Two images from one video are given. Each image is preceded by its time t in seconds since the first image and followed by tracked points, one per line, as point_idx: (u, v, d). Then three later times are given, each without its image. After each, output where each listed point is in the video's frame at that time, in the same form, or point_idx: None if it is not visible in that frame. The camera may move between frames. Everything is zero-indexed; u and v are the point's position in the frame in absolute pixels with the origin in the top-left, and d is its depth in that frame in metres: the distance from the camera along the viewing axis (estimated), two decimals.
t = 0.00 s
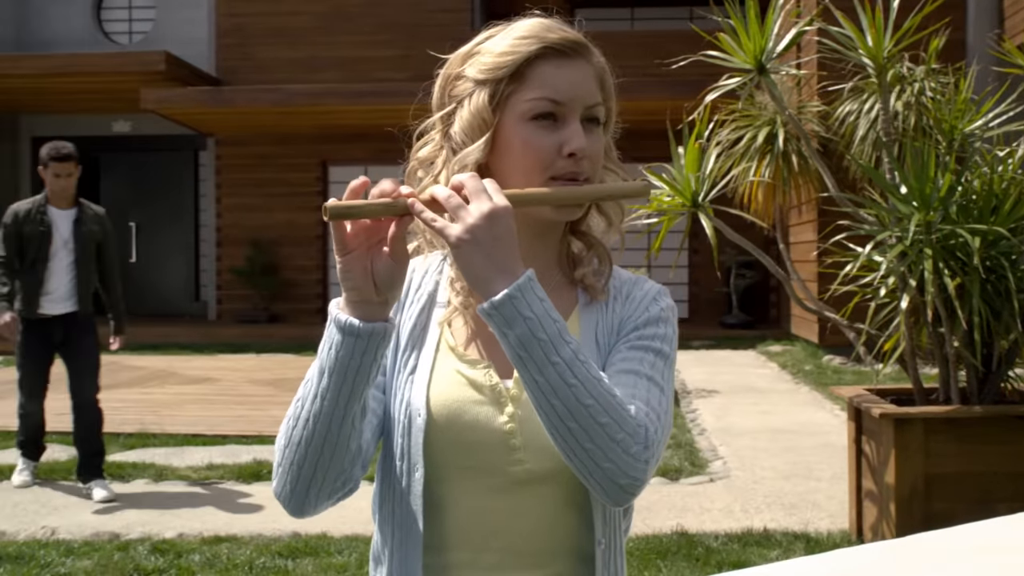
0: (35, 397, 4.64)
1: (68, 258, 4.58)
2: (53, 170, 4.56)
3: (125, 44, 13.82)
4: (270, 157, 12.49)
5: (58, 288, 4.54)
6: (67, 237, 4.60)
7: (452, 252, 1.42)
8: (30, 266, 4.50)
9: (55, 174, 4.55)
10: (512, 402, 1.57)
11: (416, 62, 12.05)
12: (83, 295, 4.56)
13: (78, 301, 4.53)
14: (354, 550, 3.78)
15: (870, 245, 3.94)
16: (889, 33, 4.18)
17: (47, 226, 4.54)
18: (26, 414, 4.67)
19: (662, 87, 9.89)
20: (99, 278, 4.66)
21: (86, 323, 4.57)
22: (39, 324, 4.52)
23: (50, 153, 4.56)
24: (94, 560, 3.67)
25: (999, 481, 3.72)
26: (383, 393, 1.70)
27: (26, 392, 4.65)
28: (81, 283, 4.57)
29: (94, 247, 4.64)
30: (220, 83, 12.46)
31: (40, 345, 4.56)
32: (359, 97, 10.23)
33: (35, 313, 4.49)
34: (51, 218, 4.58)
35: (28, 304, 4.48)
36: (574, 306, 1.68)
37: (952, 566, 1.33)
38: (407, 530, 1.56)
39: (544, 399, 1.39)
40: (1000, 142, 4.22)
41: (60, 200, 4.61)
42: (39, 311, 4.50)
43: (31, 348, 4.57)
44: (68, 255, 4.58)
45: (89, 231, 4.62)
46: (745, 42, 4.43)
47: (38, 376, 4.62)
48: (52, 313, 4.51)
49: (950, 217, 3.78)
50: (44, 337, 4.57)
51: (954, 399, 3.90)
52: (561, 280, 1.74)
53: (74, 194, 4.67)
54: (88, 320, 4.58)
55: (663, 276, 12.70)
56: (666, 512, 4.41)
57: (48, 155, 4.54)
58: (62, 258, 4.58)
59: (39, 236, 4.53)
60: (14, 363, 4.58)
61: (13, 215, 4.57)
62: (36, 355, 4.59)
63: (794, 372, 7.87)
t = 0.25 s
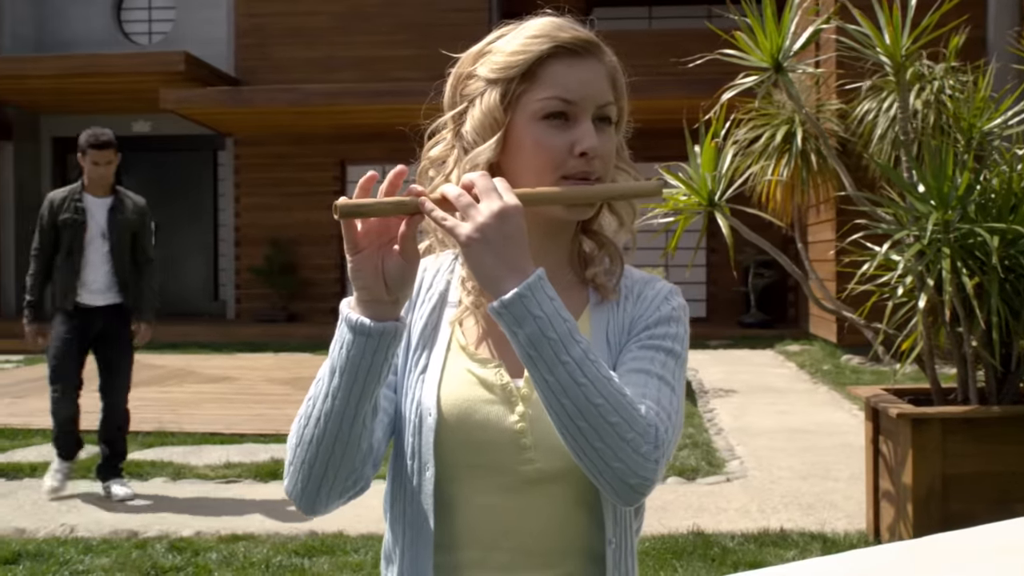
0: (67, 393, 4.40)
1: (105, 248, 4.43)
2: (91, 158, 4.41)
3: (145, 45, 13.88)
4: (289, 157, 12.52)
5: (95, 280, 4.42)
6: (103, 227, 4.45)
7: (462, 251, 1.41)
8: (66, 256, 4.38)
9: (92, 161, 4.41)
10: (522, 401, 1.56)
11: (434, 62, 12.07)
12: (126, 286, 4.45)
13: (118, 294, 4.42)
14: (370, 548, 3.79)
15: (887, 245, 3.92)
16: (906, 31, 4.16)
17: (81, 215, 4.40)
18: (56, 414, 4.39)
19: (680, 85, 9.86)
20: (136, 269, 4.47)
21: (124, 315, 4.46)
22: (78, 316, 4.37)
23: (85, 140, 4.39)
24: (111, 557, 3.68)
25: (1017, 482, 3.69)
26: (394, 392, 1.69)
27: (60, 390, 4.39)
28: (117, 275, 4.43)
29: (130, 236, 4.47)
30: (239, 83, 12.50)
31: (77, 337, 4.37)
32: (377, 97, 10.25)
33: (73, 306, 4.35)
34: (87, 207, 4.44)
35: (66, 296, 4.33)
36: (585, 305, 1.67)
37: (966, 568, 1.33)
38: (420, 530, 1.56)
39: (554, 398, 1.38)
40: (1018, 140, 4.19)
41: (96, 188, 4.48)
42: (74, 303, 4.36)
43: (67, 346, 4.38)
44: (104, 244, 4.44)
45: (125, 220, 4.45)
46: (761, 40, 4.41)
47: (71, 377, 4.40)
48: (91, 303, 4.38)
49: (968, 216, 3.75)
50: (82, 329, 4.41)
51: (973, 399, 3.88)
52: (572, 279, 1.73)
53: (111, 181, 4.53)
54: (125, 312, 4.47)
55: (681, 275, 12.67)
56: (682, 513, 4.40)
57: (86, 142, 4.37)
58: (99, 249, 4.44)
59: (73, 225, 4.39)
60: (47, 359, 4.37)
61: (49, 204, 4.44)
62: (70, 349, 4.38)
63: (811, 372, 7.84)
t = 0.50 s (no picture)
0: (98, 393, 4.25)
1: (121, 251, 4.36)
2: (101, 159, 4.35)
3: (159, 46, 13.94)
4: (303, 157, 12.55)
5: (112, 287, 4.34)
6: (118, 230, 4.38)
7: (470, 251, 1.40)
8: (80, 264, 4.31)
9: (103, 163, 4.35)
10: (529, 401, 1.56)
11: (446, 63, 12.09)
12: (140, 293, 4.34)
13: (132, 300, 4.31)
14: (380, 548, 3.79)
15: (899, 245, 3.90)
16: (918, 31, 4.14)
17: (94, 219, 4.32)
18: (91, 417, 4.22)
19: (692, 85, 9.85)
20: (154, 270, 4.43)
21: (144, 321, 4.38)
22: (98, 323, 4.27)
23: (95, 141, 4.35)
24: (123, 556, 3.69)
25: None
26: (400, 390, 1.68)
27: (91, 393, 4.23)
28: (135, 279, 4.34)
29: (146, 237, 4.42)
30: (253, 83, 12.54)
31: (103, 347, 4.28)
32: (389, 97, 10.27)
33: (91, 313, 4.25)
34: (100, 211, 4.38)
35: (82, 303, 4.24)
36: (593, 306, 1.66)
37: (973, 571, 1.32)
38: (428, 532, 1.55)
39: (561, 399, 1.37)
40: None
41: (109, 190, 4.41)
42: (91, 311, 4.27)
43: (95, 353, 4.27)
44: (121, 248, 4.36)
45: (140, 221, 4.40)
46: (773, 40, 4.40)
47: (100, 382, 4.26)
48: (109, 311, 4.28)
49: (981, 216, 3.73)
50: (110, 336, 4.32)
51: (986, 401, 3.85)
52: (580, 280, 1.72)
53: (124, 182, 4.46)
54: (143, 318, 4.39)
55: (694, 275, 12.65)
56: (693, 514, 4.39)
57: (95, 143, 4.33)
58: (114, 253, 4.37)
59: (87, 230, 4.31)
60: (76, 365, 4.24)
61: (62, 211, 4.37)
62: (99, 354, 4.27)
63: (824, 372, 7.82)
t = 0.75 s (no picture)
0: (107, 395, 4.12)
1: (125, 246, 4.27)
2: (95, 151, 4.25)
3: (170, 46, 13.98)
4: (314, 157, 12.57)
5: (118, 284, 4.25)
6: (121, 224, 4.28)
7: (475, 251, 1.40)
8: (83, 263, 4.21)
9: (97, 156, 4.24)
10: (535, 402, 1.55)
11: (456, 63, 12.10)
12: (149, 288, 4.25)
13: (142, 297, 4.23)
14: (388, 547, 3.80)
15: (908, 244, 3.89)
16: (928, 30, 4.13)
17: (96, 216, 4.22)
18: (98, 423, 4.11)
19: (701, 85, 9.84)
20: (162, 265, 4.33)
21: (156, 320, 4.30)
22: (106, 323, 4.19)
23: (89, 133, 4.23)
24: (133, 555, 3.70)
25: None
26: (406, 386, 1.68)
27: (98, 398, 4.11)
28: (142, 274, 4.25)
29: (151, 230, 4.31)
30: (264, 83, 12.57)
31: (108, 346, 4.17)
32: (400, 97, 10.29)
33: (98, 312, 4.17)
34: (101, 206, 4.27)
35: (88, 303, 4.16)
36: (599, 306, 1.66)
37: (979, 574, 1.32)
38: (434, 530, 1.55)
39: (567, 399, 1.37)
40: None
41: (109, 184, 4.30)
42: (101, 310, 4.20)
43: (100, 355, 4.15)
44: (124, 243, 4.27)
45: (143, 214, 4.29)
46: (782, 40, 4.40)
47: (108, 385, 4.14)
48: (117, 309, 4.20)
49: (992, 216, 3.71)
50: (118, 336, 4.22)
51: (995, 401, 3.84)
52: (586, 280, 1.71)
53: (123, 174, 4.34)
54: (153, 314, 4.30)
55: (704, 274, 12.64)
56: (702, 514, 4.38)
57: (88, 136, 4.22)
58: (119, 248, 4.28)
59: (88, 227, 4.21)
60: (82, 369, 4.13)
61: (62, 209, 4.28)
62: (106, 356, 4.16)
63: (834, 372, 7.80)
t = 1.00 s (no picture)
0: (114, 398, 4.01)
1: (137, 242, 4.09)
2: (106, 143, 4.08)
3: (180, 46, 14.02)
4: (323, 157, 12.59)
5: (128, 282, 4.07)
6: (133, 220, 4.09)
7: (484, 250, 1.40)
8: (93, 259, 4.03)
9: (109, 147, 4.07)
10: (544, 401, 1.55)
11: (466, 62, 12.11)
12: (161, 287, 4.07)
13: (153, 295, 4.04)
14: (396, 547, 3.80)
15: (918, 244, 3.88)
16: (937, 29, 4.11)
17: (108, 209, 4.04)
18: (105, 425, 4.03)
19: (711, 85, 9.83)
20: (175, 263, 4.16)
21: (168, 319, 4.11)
22: (114, 323, 4.01)
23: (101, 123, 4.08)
24: (143, 554, 3.70)
25: None
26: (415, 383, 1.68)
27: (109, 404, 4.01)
28: (154, 273, 4.07)
29: (164, 225, 4.13)
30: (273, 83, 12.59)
31: (112, 349, 4.01)
32: (409, 97, 10.30)
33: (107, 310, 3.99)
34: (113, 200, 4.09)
35: (97, 303, 3.98)
36: (607, 306, 1.66)
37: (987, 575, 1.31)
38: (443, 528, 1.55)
39: (575, 399, 1.37)
40: None
41: (120, 177, 4.13)
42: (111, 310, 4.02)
43: (105, 358, 4.00)
44: (137, 239, 4.09)
45: (156, 209, 4.11)
46: (791, 39, 4.39)
47: (119, 388, 4.03)
48: (125, 308, 4.02)
49: (1002, 216, 3.69)
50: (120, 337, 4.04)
51: (1005, 402, 3.83)
52: (595, 280, 1.71)
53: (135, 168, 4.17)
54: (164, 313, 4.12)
55: (713, 274, 12.64)
56: (711, 514, 4.38)
57: (100, 127, 4.07)
58: (131, 245, 4.09)
59: (100, 221, 4.02)
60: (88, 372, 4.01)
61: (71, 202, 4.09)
62: (112, 358, 4.01)
63: (844, 372, 7.78)
